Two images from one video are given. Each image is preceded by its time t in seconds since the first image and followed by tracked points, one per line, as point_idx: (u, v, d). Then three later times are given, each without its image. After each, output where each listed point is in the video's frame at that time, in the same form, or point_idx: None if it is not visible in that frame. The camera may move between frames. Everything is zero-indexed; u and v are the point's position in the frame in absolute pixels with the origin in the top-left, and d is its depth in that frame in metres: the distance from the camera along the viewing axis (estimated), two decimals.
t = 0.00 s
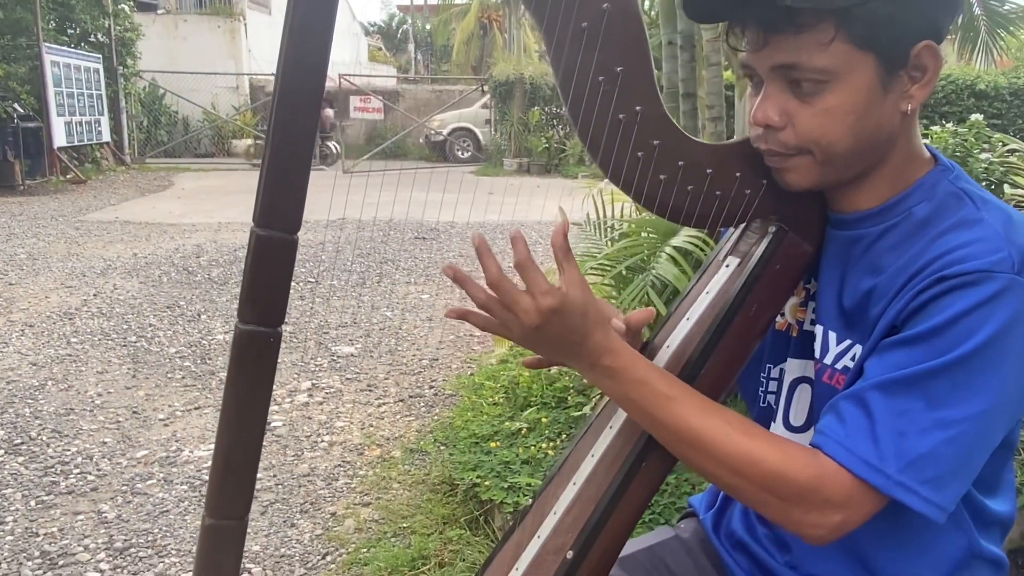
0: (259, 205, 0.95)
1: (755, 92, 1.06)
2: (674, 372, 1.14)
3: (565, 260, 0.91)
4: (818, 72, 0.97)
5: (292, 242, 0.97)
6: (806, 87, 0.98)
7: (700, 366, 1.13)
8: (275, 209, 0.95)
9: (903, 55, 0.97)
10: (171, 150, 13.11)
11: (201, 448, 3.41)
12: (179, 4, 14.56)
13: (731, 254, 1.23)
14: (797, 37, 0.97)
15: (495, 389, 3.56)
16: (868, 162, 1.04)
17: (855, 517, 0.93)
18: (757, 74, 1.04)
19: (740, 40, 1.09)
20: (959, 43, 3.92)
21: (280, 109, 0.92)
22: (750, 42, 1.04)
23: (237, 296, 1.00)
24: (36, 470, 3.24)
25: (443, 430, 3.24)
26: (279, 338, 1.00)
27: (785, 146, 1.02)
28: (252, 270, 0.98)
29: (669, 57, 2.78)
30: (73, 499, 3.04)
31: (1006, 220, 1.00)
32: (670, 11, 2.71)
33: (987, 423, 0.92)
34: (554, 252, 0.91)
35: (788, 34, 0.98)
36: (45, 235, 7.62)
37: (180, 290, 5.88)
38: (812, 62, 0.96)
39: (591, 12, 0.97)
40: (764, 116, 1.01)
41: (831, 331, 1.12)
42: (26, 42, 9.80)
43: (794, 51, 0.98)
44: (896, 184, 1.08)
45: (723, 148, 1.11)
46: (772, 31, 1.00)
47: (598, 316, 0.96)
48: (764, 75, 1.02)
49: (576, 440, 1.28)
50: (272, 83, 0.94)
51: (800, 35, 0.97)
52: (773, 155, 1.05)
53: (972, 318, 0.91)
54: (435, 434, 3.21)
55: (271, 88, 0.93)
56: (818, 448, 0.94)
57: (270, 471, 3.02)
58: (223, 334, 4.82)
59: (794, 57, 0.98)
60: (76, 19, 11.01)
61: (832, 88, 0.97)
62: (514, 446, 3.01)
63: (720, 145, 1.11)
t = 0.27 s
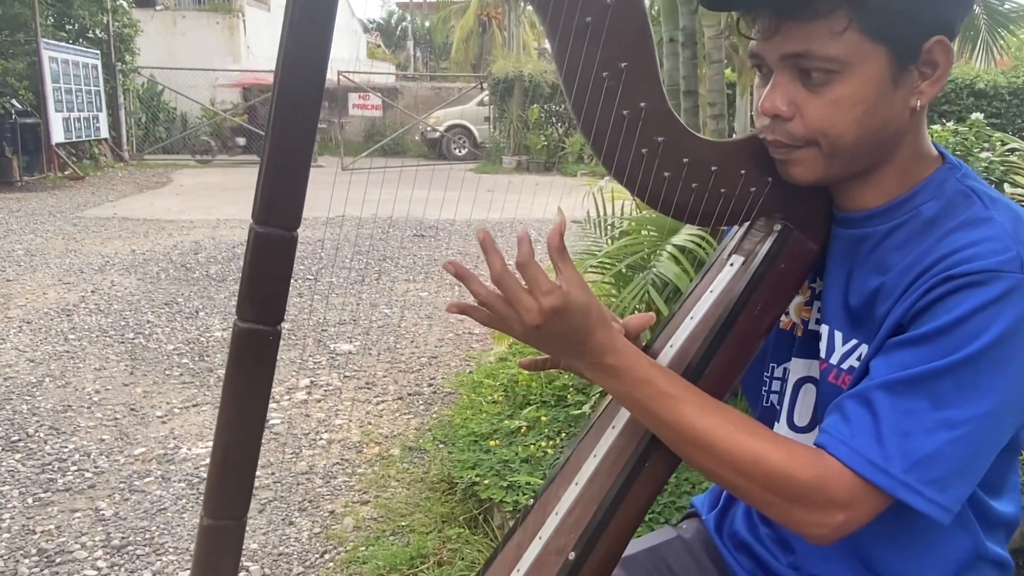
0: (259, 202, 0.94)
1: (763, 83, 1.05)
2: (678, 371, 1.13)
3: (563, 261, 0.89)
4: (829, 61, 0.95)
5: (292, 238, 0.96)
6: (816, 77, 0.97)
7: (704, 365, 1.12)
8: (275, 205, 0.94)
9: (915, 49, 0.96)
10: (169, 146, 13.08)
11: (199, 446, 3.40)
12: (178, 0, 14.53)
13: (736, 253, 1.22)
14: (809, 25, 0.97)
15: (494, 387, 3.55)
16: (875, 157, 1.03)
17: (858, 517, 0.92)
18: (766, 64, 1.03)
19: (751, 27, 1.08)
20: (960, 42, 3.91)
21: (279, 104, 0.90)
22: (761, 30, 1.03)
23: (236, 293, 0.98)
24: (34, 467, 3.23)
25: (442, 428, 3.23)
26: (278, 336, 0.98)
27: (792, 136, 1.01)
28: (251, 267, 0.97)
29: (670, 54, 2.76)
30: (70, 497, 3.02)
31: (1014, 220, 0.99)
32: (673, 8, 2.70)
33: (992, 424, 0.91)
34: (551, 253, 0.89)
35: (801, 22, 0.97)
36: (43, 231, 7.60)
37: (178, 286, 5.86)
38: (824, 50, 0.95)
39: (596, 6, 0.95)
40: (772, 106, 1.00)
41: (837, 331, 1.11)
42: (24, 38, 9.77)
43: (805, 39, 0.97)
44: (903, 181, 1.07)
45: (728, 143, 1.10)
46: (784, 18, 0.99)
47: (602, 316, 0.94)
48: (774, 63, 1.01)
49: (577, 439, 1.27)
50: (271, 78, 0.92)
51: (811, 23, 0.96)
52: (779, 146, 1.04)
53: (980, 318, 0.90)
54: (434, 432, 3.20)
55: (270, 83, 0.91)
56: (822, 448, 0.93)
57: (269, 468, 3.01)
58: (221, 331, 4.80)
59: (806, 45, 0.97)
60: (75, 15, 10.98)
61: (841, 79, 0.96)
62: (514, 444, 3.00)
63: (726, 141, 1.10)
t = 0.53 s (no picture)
0: (260, 198, 0.93)
1: (769, 82, 1.04)
2: (684, 371, 1.12)
3: (548, 272, 0.88)
4: (837, 58, 0.95)
5: (293, 235, 0.95)
6: (823, 75, 0.96)
7: (710, 365, 1.11)
8: (277, 203, 0.93)
9: (925, 44, 0.95)
10: (168, 144, 13.04)
11: (198, 445, 3.39)
12: None
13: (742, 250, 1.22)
14: (815, 22, 0.96)
15: (494, 386, 3.54)
16: (883, 154, 1.01)
17: (862, 517, 0.91)
18: (774, 61, 1.02)
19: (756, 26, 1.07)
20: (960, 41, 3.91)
21: (280, 98, 0.89)
22: (768, 29, 1.02)
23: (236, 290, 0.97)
24: (32, 466, 3.21)
25: (442, 427, 3.22)
26: (280, 334, 0.97)
27: (799, 134, 1.00)
28: (252, 264, 0.95)
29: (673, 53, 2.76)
30: (69, 495, 3.01)
31: None
32: (675, 6, 2.69)
33: (999, 423, 0.90)
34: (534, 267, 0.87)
35: (808, 20, 0.96)
36: (42, 229, 7.58)
37: (177, 285, 5.84)
38: (831, 48, 0.95)
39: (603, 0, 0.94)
40: (779, 103, 0.99)
41: (844, 330, 1.10)
42: (23, 35, 9.73)
43: (812, 37, 0.96)
44: (910, 179, 1.06)
45: (735, 141, 1.09)
46: (791, 16, 0.98)
47: (593, 325, 0.93)
48: (781, 61, 1.00)
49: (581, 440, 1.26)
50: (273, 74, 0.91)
51: (819, 20, 0.95)
52: (788, 145, 1.03)
53: (988, 317, 0.89)
54: (434, 430, 3.19)
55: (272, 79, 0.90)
56: (827, 447, 0.92)
57: (268, 468, 2.99)
58: (221, 329, 4.79)
59: (813, 43, 0.96)
60: (74, 12, 10.95)
61: (849, 75, 0.95)
62: (514, 443, 2.99)
63: (733, 139, 1.09)
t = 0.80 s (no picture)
0: (258, 198, 0.92)
1: (768, 84, 1.04)
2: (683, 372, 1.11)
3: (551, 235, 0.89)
4: (836, 61, 0.94)
5: (292, 236, 0.94)
6: (821, 78, 0.96)
7: (710, 366, 1.10)
8: (275, 202, 0.92)
9: (924, 45, 0.95)
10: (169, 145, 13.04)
11: (198, 446, 3.38)
12: None
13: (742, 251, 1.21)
14: (814, 24, 0.95)
15: (494, 387, 3.53)
16: (884, 155, 1.01)
17: (853, 508, 0.90)
18: (772, 65, 1.02)
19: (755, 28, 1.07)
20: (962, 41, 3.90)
21: (279, 97, 0.88)
22: (766, 31, 1.01)
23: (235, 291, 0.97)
24: (31, 466, 3.21)
25: (442, 428, 3.21)
26: (278, 335, 0.97)
27: (799, 137, 1.00)
28: (251, 264, 0.95)
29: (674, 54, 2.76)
30: (68, 496, 3.00)
31: None
32: (675, 6, 2.68)
33: (994, 418, 0.89)
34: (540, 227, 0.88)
35: (806, 22, 0.96)
36: (42, 229, 7.57)
37: (177, 285, 5.84)
38: (830, 50, 0.94)
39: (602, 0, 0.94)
40: (779, 106, 0.99)
41: (843, 328, 1.09)
42: (24, 36, 9.73)
43: (811, 39, 0.95)
44: (911, 179, 1.05)
45: (736, 142, 1.09)
46: (788, 19, 0.97)
47: (585, 296, 0.92)
48: (780, 63, 1.00)
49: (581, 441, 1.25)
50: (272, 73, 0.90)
51: (818, 22, 0.94)
52: (787, 147, 1.02)
53: (987, 310, 0.89)
54: (434, 431, 3.18)
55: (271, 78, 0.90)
56: (822, 437, 0.92)
57: (268, 468, 2.99)
58: (221, 330, 4.78)
59: (812, 45, 0.95)
60: (75, 13, 10.95)
61: (848, 76, 0.94)
62: (514, 444, 2.98)
63: (733, 140, 1.08)
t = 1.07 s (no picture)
0: (258, 200, 0.92)
1: (766, 91, 1.04)
2: (683, 376, 1.11)
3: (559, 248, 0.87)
4: (833, 69, 0.94)
5: (292, 238, 0.94)
6: (819, 85, 0.96)
7: (709, 368, 1.10)
8: (275, 204, 0.92)
9: (921, 51, 0.95)
10: (170, 147, 13.05)
11: (198, 448, 3.38)
12: (179, 2, 14.50)
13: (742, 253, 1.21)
14: (809, 33, 0.95)
15: (495, 389, 3.53)
16: (882, 159, 1.01)
17: (851, 516, 0.90)
18: (768, 73, 1.02)
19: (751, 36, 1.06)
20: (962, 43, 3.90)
21: (279, 99, 0.89)
22: (761, 40, 1.01)
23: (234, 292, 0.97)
24: (32, 468, 3.21)
25: (442, 430, 3.21)
26: (278, 337, 0.97)
27: (798, 144, 1.00)
28: (250, 266, 0.95)
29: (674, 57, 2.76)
30: (69, 498, 3.01)
31: None
32: (675, 9, 2.69)
33: (993, 425, 0.89)
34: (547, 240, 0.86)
35: (801, 31, 0.95)
36: (43, 231, 7.59)
37: (178, 288, 5.84)
38: (826, 59, 0.94)
39: (601, 4, 0.94)
40: (777, 115, 0.99)
41: (841, 332, 1.09)
42: (25, 38, 9.74)
43: (807, 48, 0.95)
44: (910, 182, 1.05)
45: (735, 145, 1.09)
46: (783, 29, 0.97)
47: (588, 308, 0.91)
48: (775, 73, 1.00)
49: (581, 442, 1.25)
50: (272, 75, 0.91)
51: (813, 31, 0.94)
52: (786, 154, 1.03)
53: (985, 316, 0.89)
54: (434, 433, 3.18)
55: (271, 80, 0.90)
56: (820, 445, 0.92)
57: (268, 471, 2.99)
58: (222, 332, 4.78)
59: (808, 54, 0.95)
60: (76, 16, 10.96)
61: (846, 83, 0.95)
62: (514, 447, 2.98)
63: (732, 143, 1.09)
